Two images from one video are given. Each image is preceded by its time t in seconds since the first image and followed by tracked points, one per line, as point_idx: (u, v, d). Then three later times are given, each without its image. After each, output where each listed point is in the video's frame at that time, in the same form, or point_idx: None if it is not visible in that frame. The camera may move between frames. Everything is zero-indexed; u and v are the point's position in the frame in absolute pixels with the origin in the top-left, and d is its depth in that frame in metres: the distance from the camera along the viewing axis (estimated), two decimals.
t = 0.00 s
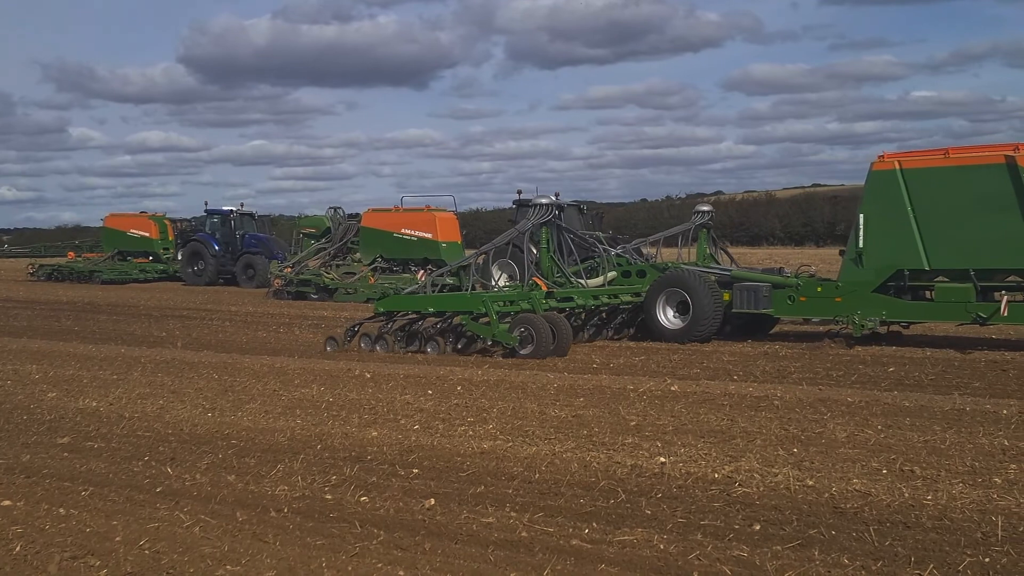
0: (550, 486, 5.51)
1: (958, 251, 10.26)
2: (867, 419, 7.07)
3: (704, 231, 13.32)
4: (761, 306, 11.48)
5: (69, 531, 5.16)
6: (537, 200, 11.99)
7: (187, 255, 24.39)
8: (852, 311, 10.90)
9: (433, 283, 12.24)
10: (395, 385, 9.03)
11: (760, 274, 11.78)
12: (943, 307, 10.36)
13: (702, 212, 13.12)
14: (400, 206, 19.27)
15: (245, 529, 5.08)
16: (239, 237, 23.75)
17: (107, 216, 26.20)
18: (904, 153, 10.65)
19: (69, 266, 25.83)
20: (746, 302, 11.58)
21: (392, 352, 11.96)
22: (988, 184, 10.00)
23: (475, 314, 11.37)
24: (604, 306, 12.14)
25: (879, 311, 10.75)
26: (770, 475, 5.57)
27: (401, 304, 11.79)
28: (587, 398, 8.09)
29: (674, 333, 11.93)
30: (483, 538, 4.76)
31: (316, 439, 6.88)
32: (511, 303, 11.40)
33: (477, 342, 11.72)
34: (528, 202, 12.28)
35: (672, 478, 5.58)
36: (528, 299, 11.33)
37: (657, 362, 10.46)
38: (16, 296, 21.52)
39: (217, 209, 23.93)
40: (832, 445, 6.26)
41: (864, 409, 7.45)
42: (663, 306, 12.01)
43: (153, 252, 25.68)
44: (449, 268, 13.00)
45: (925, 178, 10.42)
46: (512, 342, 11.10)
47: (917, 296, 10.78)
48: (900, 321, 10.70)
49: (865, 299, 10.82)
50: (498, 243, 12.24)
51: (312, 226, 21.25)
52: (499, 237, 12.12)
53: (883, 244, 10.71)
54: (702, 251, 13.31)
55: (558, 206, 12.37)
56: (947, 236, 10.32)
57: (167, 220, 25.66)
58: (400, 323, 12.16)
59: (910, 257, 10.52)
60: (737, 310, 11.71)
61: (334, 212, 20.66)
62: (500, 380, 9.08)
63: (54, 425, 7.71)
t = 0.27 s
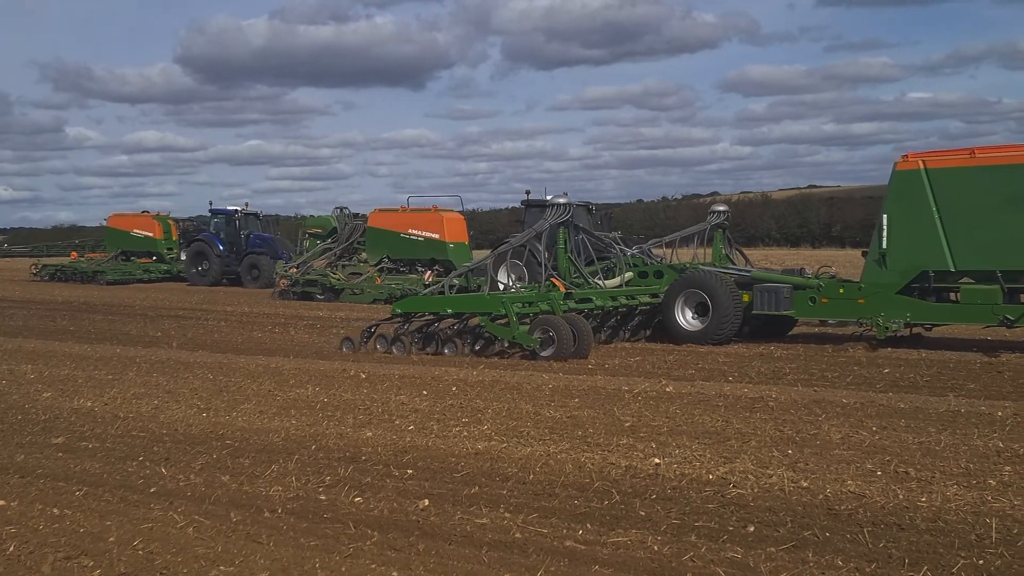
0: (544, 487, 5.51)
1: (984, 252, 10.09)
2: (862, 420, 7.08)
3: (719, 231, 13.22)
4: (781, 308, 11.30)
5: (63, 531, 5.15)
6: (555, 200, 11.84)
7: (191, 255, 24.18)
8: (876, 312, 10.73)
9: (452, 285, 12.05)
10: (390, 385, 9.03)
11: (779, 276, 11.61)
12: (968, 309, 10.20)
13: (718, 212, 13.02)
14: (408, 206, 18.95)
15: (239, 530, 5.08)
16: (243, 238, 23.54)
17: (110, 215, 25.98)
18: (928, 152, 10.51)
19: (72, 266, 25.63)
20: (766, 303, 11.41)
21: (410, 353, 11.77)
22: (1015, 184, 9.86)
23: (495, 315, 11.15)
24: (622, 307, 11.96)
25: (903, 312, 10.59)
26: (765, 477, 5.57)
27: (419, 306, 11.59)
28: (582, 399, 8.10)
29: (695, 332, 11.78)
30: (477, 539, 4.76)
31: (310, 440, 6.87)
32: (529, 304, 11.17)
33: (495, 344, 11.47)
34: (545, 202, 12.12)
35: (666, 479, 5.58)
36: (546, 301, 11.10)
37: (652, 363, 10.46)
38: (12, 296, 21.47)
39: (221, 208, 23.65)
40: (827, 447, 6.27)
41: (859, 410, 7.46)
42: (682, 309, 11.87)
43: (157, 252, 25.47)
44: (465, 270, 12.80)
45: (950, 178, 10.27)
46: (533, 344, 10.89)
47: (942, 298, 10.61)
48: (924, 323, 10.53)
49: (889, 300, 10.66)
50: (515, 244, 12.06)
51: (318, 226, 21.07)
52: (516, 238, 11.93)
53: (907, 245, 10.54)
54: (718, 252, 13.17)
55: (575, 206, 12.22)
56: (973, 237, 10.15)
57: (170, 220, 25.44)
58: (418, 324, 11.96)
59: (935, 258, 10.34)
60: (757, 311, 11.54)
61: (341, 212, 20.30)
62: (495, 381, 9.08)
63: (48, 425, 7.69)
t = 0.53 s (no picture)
0: (535, 490, 5.52)
1: (1007, 258, 10.12)
2: (853, 424, 7.10)
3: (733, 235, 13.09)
4: (801, 313, 11.18)
5: (52, 531, 5.13)
6: (573, 202, 11.61)
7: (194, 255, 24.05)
8: (898, 318, 10.69)
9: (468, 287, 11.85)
10: (382, 387, 9.03)
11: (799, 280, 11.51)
12: (990, 315, 10.17)
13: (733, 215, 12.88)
14: (413, 208, 18.89)
15: (228, 531, 5.07)
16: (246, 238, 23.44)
17: (112, 215, 25.79)
18: (951, 157, 10.55)
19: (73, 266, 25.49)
20: (785, 307, 11.31)
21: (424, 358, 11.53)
22: None
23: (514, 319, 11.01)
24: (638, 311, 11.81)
25: (925, 318, 10.56)
26: (755, 480, 5.58)
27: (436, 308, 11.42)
28: (574, 401, 8.11)
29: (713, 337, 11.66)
30: (467, 541, 4.76)
31: (301, 441, 6.86)
32: (547, 307, 11.03)
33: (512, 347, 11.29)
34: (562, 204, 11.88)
35: (656, 482, 5.59)
36: (565, 304, 10.96)
37: (645, 366, 10.47)
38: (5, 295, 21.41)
39: (224, 209, 23.48)
40: (817, 451, 6.29)
41: (850, 415, 7.48)
42: (700, 312, 11.74)
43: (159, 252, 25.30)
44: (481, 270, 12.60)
45: (974, 183, 10.32)
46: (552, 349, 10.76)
47: (964, 304, 10.60)
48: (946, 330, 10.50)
49: (910, 306, 10.63)
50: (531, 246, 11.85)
51: (322, 228, 20.78)
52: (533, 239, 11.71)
53: (929, 249, 10.55)
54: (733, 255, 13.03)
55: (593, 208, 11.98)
56: (996, 242, 10.18)
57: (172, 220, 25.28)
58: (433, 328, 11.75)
59: (957, 263, 10.36)
60: (776, 316, 11.43)
61: (346, 214, 20.34)
62: (487, 383, 9.09)
63: (39, 425, 7.67)
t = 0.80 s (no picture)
0: (527, 489, 5.52)
1: None
2: (844, 425, 7.12)
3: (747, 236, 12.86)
4: (821, 314, 11.06)
5: (43, 529, 5.12)
6: (589, 200, 11.52)
7: (195, 254, 23.84)
8: (920, 321, 10.58)
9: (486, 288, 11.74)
10: (375, 386, 9.02)
11: (817, 282, 11.39)
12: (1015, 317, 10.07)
13: (748, 216, 12.67)
14: (417, 208, 18.83)
15: (219, 529, 5.06)
16: (248, 237, 23.16)
17: (113, 213, 25.53)
18: (975, 157, 10.43)
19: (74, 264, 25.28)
20: (804, 309, 11.18)
21: (441, 357, 11.44)
22: None
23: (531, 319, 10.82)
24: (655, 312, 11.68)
25: (948, 321, 10.45)
26: (746, 481, 5.59)
27: (454, 307, 11.28)
28: (566, 401, 8.12)
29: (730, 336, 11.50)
30: (457, 540, 4.75)
31: (293, 440, 6.86)
32: (564, 308, 10.93)
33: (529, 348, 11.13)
34: (578, 203, 11.79)
35: (648, 482, 5.60)
36: (583, 304, 10.85)
37: (637, 366, 10.47)
38: None
39: (225, 207, 23.14)
40: (808, 451, 6.30)
41: (842, 416, 7.50)
42: (718, 311, 11.58)
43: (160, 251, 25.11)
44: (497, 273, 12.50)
45: (999, 183, 10.20)
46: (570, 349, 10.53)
47: (987, 306, 10.52)
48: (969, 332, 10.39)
49: (933, 308, 10.52)
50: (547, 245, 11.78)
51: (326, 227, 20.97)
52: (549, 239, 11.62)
53: (952, 252, 10.44)
54: (747, 256, 12.80)
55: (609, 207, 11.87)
56: (1020, 244, 10.06)
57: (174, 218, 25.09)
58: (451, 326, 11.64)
59: (981, 265, 10.24)
60: (794, 318, 11.30)
61: (349, 212, 20.13)
62: (479, 382, 9.08)
63: (31, 423, 7.65)
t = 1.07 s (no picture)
0: (522, 489, 5.51)
1: None
2: (840, 426, 7.12)
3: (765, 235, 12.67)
4: (847, 316, 10.92)
5: (38, 527, 5.11)
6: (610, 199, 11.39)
7: (201, 253, 23.59)
8: (947, 322, 10.49)
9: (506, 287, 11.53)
10: (371, 385, 9.01)
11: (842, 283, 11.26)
12: None
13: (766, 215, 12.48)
14: (425, 208, 18.72)
15: (215, 528, 5.05)
16: (254, 236, 22.93)
17: (118, 212, 25.25)
18: (1004, 156, 10.39)
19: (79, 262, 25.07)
20: (829, 310, 11.03)
21: (461, 358, 11.21)
22: None
23: (554, 319, 10.64)
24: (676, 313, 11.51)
25: (977, 323, 10.36)
26: (742, 481, 5.59)
27: (474, 307, 11.05)
28: (562, 401, 8.11)
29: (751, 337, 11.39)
30: (452, 540, 4.75)
31: (289, 439, 6.85)
32: (586, 308, 10.78)
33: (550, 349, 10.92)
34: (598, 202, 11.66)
35: (643, 482, 5.60)
36: (605, 304, 10.69)
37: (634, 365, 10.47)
38: None
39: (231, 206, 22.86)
40: (804, 452, 6.30)
41: (838, 416, 7.50)
42: (740, 310, 11.47)
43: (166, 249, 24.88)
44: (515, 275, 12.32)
45: None
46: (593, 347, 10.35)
47: (1016, 307, 10.43)
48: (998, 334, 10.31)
49: (961, 309, 10.44)
50: (567, 244, 11.63)
51: (334, 225, 20.88)
52: (569, 239, 11.46)
53: (982, 251, 10.38)
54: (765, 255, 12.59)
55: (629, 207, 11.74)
56: None
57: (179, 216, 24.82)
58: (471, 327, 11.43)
59: (1010, 265, 10.20)
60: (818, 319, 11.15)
61: (356, 211, 19.87)
62: (475, 382, 9.08)
63: (27, 421, 7.63)
